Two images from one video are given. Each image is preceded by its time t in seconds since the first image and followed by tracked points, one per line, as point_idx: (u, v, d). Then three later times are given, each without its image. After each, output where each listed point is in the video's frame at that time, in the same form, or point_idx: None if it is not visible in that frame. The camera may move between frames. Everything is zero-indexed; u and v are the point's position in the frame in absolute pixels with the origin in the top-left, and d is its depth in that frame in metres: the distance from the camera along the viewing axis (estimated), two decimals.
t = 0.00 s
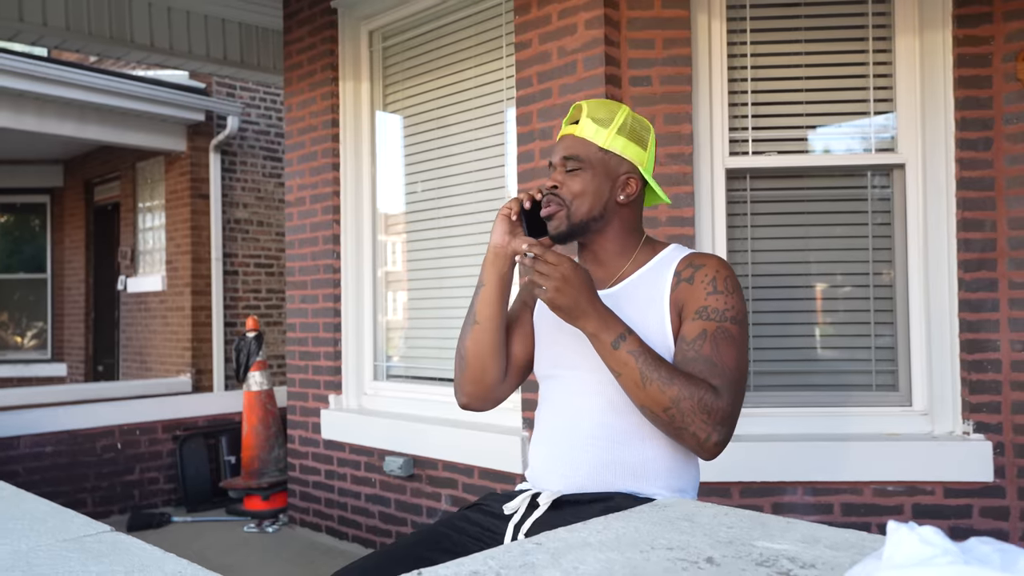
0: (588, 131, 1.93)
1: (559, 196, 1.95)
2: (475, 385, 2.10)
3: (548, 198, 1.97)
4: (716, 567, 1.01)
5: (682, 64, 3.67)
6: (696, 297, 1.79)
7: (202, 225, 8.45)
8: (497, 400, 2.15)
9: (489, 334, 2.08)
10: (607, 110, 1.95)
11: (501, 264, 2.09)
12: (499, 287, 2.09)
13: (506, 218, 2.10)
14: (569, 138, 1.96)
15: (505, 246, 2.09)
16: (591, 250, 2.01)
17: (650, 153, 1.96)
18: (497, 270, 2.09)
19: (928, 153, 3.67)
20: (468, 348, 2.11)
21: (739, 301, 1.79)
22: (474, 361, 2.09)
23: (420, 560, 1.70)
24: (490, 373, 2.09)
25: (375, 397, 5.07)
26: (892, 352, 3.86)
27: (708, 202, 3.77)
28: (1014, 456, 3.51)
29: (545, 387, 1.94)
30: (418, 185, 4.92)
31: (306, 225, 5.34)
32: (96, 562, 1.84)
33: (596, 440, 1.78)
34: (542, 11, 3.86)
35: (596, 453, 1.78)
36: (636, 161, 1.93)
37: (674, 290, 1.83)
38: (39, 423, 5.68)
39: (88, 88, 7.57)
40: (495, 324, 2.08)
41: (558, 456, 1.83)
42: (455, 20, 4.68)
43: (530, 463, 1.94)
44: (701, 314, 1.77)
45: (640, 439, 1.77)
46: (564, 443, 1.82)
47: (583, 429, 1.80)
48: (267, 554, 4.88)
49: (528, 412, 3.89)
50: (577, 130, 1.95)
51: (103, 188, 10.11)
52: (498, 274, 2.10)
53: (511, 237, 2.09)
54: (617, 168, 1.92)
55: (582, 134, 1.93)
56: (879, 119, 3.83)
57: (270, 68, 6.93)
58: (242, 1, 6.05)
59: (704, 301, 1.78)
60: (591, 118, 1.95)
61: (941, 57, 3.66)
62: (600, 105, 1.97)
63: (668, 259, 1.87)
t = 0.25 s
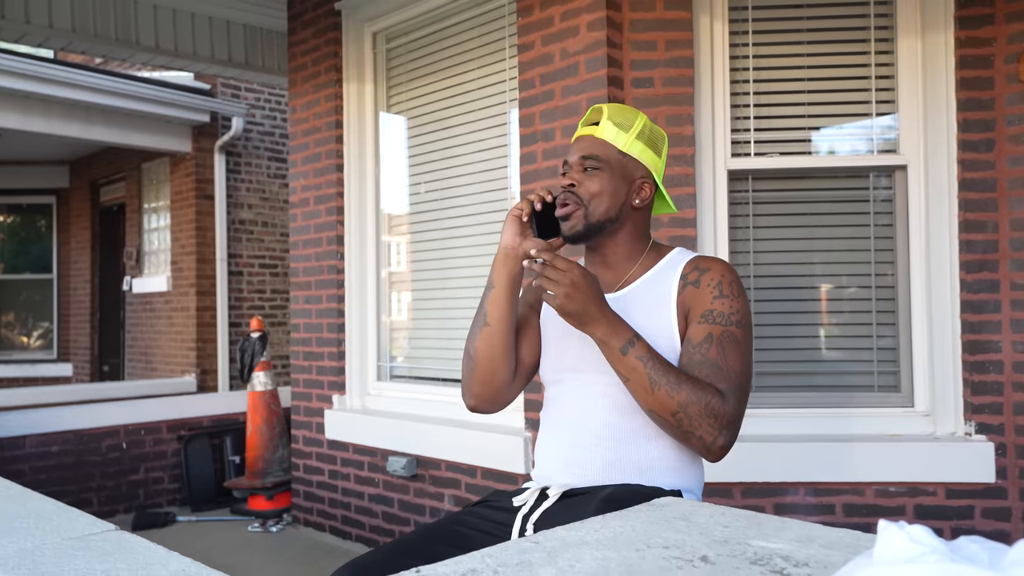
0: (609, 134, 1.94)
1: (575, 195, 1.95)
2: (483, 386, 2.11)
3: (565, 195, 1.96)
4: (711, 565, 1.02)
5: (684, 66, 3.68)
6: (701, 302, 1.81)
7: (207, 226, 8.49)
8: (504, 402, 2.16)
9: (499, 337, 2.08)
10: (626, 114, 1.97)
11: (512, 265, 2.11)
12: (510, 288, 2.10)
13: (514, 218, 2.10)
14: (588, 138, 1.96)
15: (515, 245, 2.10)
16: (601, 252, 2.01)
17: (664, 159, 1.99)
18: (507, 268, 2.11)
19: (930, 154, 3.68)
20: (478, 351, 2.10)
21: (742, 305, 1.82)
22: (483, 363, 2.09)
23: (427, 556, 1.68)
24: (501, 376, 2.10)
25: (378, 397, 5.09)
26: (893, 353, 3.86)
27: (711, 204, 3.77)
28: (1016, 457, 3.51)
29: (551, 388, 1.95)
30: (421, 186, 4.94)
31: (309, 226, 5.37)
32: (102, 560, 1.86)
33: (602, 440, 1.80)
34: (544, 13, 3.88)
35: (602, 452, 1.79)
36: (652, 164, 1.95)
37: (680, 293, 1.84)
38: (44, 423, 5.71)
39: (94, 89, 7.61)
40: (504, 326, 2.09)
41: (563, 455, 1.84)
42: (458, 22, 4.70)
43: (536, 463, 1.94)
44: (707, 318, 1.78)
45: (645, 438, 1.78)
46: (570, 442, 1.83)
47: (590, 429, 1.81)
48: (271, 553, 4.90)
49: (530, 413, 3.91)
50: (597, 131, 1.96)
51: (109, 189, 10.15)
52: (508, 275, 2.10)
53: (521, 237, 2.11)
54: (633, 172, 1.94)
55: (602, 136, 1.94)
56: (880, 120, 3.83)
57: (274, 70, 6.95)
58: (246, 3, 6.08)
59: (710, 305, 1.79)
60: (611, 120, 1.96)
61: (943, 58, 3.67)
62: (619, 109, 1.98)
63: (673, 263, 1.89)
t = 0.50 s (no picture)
0: (595, 133, 1.97)
1: (561, 195, 1.98)
2: (468, 376, 2.16)
3: (551, 196, 1.99)
4: (701, 563, 1.04)
5: (685, 67, 3.69)
6: (693, 303, 1.81)
7: (210, 227, 8.51)
8: (491, 394, 2.19)
9: (483, 326, 2.14)
10: (615, 111, 1.98)
11: (500, 257, 2.17)
12: (498, 281, 2.16)
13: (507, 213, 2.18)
14: (575, 138, 2.00)
15: (504, 240, 2.18)
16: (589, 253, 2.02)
17: (655, 156, 1.98)
18: (496, 261, 2.18)
19: (931, 155, 3.69)
20: (465, 340, 2.16)
21: (736, 304, 1.81)
22: (469, 352, 2.15)
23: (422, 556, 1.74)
24: (485, 365, 2.15)
25: (381, 398, 5.11)
26: (894, 354, 3.86)
27: (711, 205, 3.79)
28: (1016, 458, 3.52)
29: (546, 392, 1.97)
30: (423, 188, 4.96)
31: (312, 228, 5.39)
32: (105, 559, 1.88)
33: (596, 444, 1.81)
34: (545, 15, 3.90)
35: (595, 456, 1.81)
36: (641, 163, 1.95)
37: (672, 295, 1.86)
38: (49, 423, 5.74)
39: (98, 91, 7.65)
40: (490, 315, 2.14)
41: (559, 459, 1.87)
42: (460, 24, 4.72)
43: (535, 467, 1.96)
44: (698, 320, 1.79)
45: (638, 442, 1.79)
46: (566, 447, 1.85)
47: (584, 432, 1.83)
48: (273, 553, 4.93)
49: (531, 413, 3.93)
50: (584, 130, 1.99)
51: (113, 191, 10.19)
52: (497, 266, 2.18)
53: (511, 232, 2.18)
54: (620, 172, 1.95)
55: (588, 135, 1.97)
56: (881, 121, 3.84)
57: (278, 71, 6.98)
58: (250, 5, 6.11)
59: (701, 306, 1.80)
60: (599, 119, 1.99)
61: (944, 60, 3.68)
62: (609, 107, 2.00)
63: (665, 264, 1.90)
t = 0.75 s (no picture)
0: (578, 133, 1.99)
1: (547, 196, 2.01)
2: (464, 378, 2.18)
3: (537, 197, 2.03)
4: (692, 558, 1.06)
5: (684, 69, 3.71)
6: (679, 302, 1.83)
7: (214, 227, 8.54)
8: (487, 396, 2.21)
9: (476, 327, 2.17)
10: (598, 110, 2.00)
11: (491, 260, 2.22)
12: (489, 282, 2.20)
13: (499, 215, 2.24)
14: (560, 139, 2.03)
15: (496, 243, 2.22)
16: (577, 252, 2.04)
17: (640, 153, 1.99)
18: (487, 264, 2.22)
19: (930, 156, 3.70)
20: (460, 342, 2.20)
21: (722, 302, 1.82)
22: (463, 353, 2.18)
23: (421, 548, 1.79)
24: (479, 365, 2.17)
25: (383, 397, 5.14)
26: (894, 354, 3.87)
27: (711, 206, 3.80)
28: (1015, 457, 3.53)
29: (540, 394, 1.99)
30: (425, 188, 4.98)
31: (315, 228, 5.42)
32: (108, 556, 1.90)
33: (590, 443, 1.83)
34: (546, 17, 3.92)
35: (589, 454, 1.83)
36: (625, 161, 1.97)
37: (659, 294, 1.87)
38: (53, 422, 5.78)
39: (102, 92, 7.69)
40: (484, 316, 2.17)
41: (555, 460, 1.89)
42: (461, 25, 4.74)
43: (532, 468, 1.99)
44: (684, 320, 1.80)
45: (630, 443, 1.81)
46: (559, 449, 1.88)
47: (575, 434, 1.85)
48: (276, 552, 4.95)
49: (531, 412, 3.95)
50: (568, 130, 2.02)
51: (117, 191, 10.23)
52: (489, 269, 2.22)
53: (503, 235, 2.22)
54: (603, 171, 1.97)
55: (572, 135, 2.00)
56: (881, 122, 3.85)
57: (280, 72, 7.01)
58: (253, 7, 6.14)
59: (687, 306, 1.81)
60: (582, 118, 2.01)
61: (943, 61, 3.69)
62: (593, 105, 2.02)
63: (652, 264, 1.92)
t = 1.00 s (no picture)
0: (578, 131, 1.99)
1: (546, 194, 2.02)
2: (459, 379, 2.19)
3: (536, 195, 2.04)
4: (686, 556, 1.07)
5: (688, 70, 3.73)
6: (675, 301, 1.85)
7: (221, 227, 8.59)
8: (482, 397, 2.23)
9: (470, 329, 2.18)
10: (597, 108, 2.01)
11: (484, 262, 2.24)
12: (483, 283, 2.22)
13: (492, 215, 2.26)
14: (559, 136, 2.02)
15: (489, 244, 2.25)
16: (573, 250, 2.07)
17: (638, 151, 2.02)
18: (480, 266, 2.24)
19: (934, 157, 3.70)
20: (454, 343, 2.21)
21: (716, 301, 1.84)
22: (458, 354, 2.19)
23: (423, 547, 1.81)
24: (474, 366, 2.19)
25: (389, 397, 5.16)
26: (898, 355, 3.88)
27: (715, 207, 3.82)
28: (1019, 458, 3.53)
29: (539, 396, 2.00)
30: (431, 189, 5.00)
31: (321, 229, 5.45)
32: (116, 553, 1.93)
33: (589, 444, 1.85)
34: (550, 19, 3.94)
35: (589, 455, 1.85)
36: (625, 161, 1.99)
37: (655, 293, 1.89)
38: (63, 422, 5.83)
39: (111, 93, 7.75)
40: (480, 317, 2.18)
41: (555, 461, 1.90)
42: (466, 27, 4.76)
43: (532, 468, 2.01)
44: (680, 318, 1.82)
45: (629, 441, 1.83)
46: (559, 449, 1.90)
47: (574, 434, 1.87)
48: (283, 551, 4.99)
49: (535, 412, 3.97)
50: (567, 128, 2.02)
51: (125, 192, 10.29)
52: (482, 270, 2.24)
53: (496, 236, 2.25)
54: (603, 170, 1.99)
55: (571, 133, 2.00)
56: (884, 123, 3.86)
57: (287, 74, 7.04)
58: (259, 9, 6.17)
59: (683, 304, 1.83)
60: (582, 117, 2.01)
61: (947, 61, 3.69)
62: (590, 102, 2.02)
63: (646, 262, 1.93)
